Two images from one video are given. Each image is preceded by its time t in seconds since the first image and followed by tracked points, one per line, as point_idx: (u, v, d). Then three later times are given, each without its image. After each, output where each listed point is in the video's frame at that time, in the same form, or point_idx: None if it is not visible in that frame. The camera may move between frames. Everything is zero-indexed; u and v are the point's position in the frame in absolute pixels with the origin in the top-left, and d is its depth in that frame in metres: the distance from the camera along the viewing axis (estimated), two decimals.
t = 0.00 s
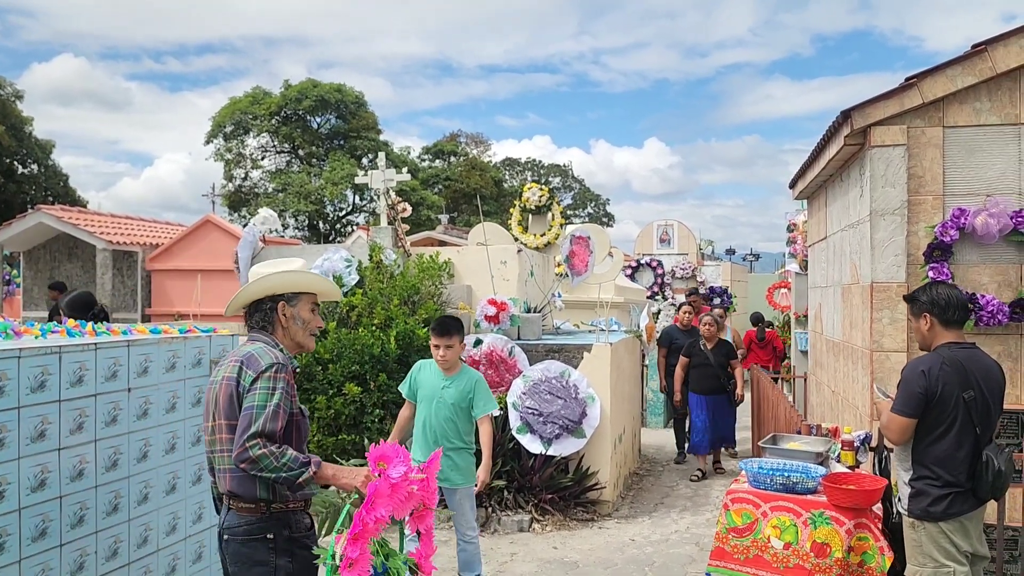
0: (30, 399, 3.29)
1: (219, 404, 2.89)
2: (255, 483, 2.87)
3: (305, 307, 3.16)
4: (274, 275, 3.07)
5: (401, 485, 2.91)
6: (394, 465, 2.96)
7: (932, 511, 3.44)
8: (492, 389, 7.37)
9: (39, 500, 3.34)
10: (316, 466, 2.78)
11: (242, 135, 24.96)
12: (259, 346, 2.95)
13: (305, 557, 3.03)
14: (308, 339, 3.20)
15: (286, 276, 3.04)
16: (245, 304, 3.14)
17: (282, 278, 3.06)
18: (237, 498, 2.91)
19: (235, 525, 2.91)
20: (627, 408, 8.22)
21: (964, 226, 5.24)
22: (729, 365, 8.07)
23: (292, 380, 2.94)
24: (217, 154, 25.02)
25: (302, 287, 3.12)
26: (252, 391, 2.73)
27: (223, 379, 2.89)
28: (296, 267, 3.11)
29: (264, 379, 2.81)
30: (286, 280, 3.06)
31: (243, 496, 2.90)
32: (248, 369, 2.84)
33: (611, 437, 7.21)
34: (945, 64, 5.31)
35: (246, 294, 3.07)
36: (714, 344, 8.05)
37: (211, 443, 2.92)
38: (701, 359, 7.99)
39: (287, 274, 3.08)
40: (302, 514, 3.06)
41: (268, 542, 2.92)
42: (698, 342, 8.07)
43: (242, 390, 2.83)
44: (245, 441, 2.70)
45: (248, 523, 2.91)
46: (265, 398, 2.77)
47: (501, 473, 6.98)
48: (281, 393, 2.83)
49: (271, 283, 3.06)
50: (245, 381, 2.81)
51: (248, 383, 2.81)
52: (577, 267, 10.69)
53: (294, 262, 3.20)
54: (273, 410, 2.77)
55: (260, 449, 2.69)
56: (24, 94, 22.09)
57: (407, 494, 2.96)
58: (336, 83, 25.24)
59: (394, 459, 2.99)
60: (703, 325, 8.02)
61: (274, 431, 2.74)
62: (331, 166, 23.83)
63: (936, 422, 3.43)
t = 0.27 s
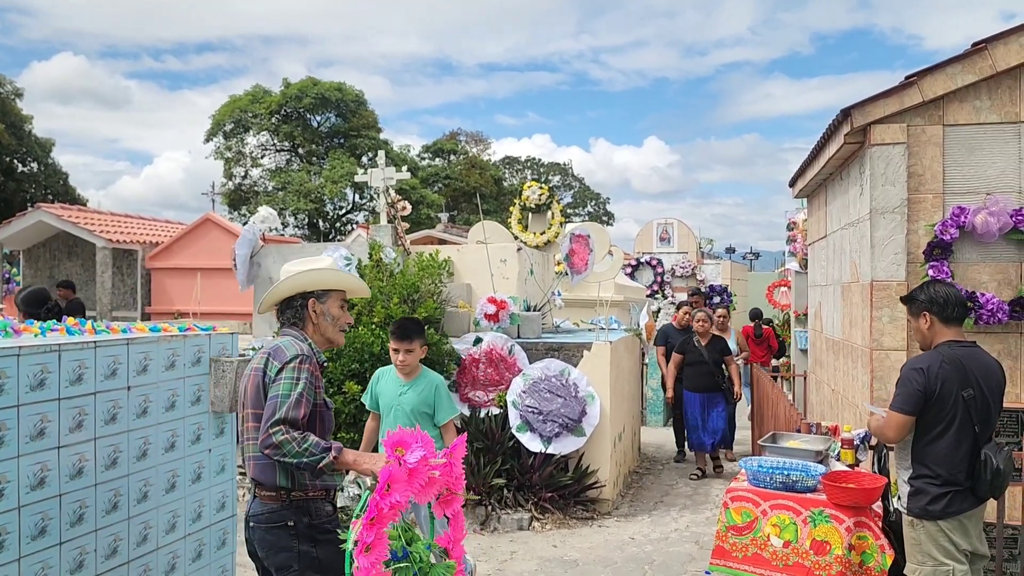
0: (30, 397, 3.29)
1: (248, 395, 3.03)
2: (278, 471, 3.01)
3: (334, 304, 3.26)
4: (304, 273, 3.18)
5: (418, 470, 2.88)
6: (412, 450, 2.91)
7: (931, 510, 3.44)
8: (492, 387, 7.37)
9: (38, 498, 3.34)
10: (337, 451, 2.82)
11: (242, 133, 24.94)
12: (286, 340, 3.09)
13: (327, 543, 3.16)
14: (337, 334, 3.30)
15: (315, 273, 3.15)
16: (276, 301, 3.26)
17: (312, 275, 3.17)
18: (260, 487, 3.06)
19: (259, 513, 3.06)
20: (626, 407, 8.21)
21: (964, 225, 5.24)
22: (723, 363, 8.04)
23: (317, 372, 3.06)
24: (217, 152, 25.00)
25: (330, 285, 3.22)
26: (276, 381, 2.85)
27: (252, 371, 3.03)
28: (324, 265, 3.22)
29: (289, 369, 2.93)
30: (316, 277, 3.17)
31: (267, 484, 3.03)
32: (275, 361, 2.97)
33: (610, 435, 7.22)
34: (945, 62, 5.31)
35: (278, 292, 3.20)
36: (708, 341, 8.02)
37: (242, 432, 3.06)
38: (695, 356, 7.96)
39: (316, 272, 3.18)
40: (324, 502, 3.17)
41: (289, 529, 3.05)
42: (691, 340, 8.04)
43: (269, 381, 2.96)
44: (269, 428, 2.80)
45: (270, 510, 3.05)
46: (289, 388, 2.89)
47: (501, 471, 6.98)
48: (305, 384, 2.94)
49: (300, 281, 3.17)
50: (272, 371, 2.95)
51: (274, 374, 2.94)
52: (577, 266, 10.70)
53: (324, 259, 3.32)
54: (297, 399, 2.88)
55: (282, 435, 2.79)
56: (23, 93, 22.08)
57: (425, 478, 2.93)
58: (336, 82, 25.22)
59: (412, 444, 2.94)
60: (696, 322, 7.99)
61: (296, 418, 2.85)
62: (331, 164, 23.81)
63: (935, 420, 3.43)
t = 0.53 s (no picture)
0: (32, 397, 3.29)
1: (283, 395, 3.01)
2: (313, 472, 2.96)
3: (373, 307, 3.26)
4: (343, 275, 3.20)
5: (452, 475, 2.82)
6: (445, 455, 2.86)
7: (935, 510, 3.44)
8: (495, 387, 7.37)
9: (40, 498, 3.35)
10: (371, 452, 2.81)
11: (244, 133, 24.96)
12: (324, 342, 3.05)
13: (357, 546, 3.07)
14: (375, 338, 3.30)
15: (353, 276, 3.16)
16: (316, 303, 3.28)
17: (350, 277, 3.18)
18: (292, 485, 3.01)
19: (290, 512, 3.01)
20: (627, 406, 8.10)
21: (967, 224, 5.23)
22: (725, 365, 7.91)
23: (353, 375, 3.01)
24: (220, 152, 25.03)
25: (368, 287, 3.21)
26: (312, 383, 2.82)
27: (288, 371, 3.01)
28: (364, 269, 3.23)
29: (326, 372, 2.89)
30: (354, 280, 3.18)
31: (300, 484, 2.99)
32: (312, 363, 2.94)
33: (613, 435, 7.22)
34: (948, 61, 5.30)
35: (318, 294, 3.22)
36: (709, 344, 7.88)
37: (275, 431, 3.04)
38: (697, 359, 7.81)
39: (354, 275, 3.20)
40: (355, 504, 3.10)
41: (319, 531, 2.98)
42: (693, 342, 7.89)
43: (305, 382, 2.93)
44: (304, 430, 2.78)
45: (302, 510, 2.99)
46: (325, 390, 2.85)
47: (503, 471, 6.98)
48: (341, 387, 2.90)
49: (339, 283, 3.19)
50: (308, 373, 2.91)
51: (311, 375, 2.91)
52: (579, 265, 10.70)
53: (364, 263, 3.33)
54: (331, 402, 2.84)
55: (317, 437, 2.77)
56: (26, 93, 22.10)
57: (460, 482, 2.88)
58: (338, 82, 25.23)
59: (446, 448, 2.89)
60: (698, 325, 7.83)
61: (331, 421, 2.81)
62: (333, 164, 23.82)
63: (939, 420, 3.42)
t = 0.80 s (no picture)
0: (36, 396, 3.30)
1: (330, 401, 3.03)
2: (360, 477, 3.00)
3: (422, 310, 3.26)
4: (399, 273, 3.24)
5: (500, 474, 2.82)
6: (493, 454, 2.83)
7: (939, 510, 3.43)
8: (498, 387, 7.35)
9: (44, 498, 3.35)
10: (416, 457, 2.83)
11: (248, 133, 24.99)
12: (365, 345, 3.04)
13: (409, 546, 3.10)
14: (416, 341, 3.28)
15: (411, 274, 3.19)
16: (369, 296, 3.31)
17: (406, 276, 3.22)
18: (343, 488, 3.05)
19: (343, 514, 3.06)
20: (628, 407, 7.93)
21: (972, 224, 5.22)
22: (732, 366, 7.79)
23: (397, 379, 3.00)
24: (223, 152, 25.07)
25: (421, 290, 3.24)
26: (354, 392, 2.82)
27: (332, 377, 3.02)
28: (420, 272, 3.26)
29: (368, 379, 2.89)
30: (410, 279, 3.20)
31: (349, 487, 3.04)
32: (354, 369, 2.93)
33: (616, 436, 7.21)
34: (952, 60, 5.28)
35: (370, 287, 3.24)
36: (714, 345, 7.76)
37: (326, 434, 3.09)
38: (702, 360, 7.69)
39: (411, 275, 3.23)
40: (406, 504, 3.12)
41: (371, 531, 3.02)
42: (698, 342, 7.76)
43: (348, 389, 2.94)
44: (349, 440, 2.80)
45: (354, 512, 3.04)
46: (368, 398, 2.85)
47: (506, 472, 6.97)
48: (384, 393, 2.90)
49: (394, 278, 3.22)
50: (351, 380, 2.91)
51: (353, 383, 2.91)
52: (582, 265, 10.70)
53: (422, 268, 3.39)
54: (375, 410, 2.84)
55: (362, 446, 2.78)
56: (30, 93, 22.15)
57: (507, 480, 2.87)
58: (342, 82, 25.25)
59: (492, 447, 2.87)
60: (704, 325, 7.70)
61: (375, 429, 2.82)
62: (336, 164, 23.84)
63: (944, 420, 3.42)
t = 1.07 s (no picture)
0: (40, 397, 3.31)
1: (375, 397, 3.05)
2: (400, 474, 3.01)
3: (473, 313, 3.27)
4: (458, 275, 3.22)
5: (547, 458, 2.86)
6: (539, 439, 2.85)
7: (944, 510, 3.42)
8: (501, 387, 7.34)
9: (48, 497, 3.36)
10: (464, 449, 2.87)
11: (251, 133, 25.01)
12: (410, 343, 3.04)
13: (440, 547, 3.09)
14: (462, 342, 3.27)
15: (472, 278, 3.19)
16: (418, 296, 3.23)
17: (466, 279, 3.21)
18: (382, 484, 3.09)
19: (379, 508, 3.08)
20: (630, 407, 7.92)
21: (975, 223, 5.21)
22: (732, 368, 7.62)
23: (442, 378, 3.00)
24: (226, 152, 25.10)
25: (474, 291, 3.25)
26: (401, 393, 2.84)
27: (377, 374, 3.04)
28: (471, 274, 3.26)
29: (413, 379, 2.89)
30: (469, 281, 3.20)
31: (388, 483, 3.07)
32: (400, 369, 2.95)
33: (620, 435, 7.22)
34: (956, 60, 5.27)
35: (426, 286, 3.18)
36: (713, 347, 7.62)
37: (370, 430, 3.12)
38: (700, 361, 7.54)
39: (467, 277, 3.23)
40: (442, 504, 3.11)
41: (404, 528, 3.03)
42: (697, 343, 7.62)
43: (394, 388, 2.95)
44: (397, 440, 2.82)
45: (391, 506, 3.06)
46: (414, 399, 2.87)
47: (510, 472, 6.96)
48: (430, 394, 2.90)
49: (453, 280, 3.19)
50: (397, 379, 2.93)
51: (399, 382, 2.92)
52: (585, 265, 10.70)
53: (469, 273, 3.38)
54: (421, 410, 2.85)
55: (411, 446, 2.81)
56: (34, 94, 22.20)
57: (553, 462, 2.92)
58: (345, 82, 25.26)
59: (538, 432, 2.88)
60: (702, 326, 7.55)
61: (423, 429, 2.84)
62: (339, 164, 23.86)
63: (949, 420, 3.41)
